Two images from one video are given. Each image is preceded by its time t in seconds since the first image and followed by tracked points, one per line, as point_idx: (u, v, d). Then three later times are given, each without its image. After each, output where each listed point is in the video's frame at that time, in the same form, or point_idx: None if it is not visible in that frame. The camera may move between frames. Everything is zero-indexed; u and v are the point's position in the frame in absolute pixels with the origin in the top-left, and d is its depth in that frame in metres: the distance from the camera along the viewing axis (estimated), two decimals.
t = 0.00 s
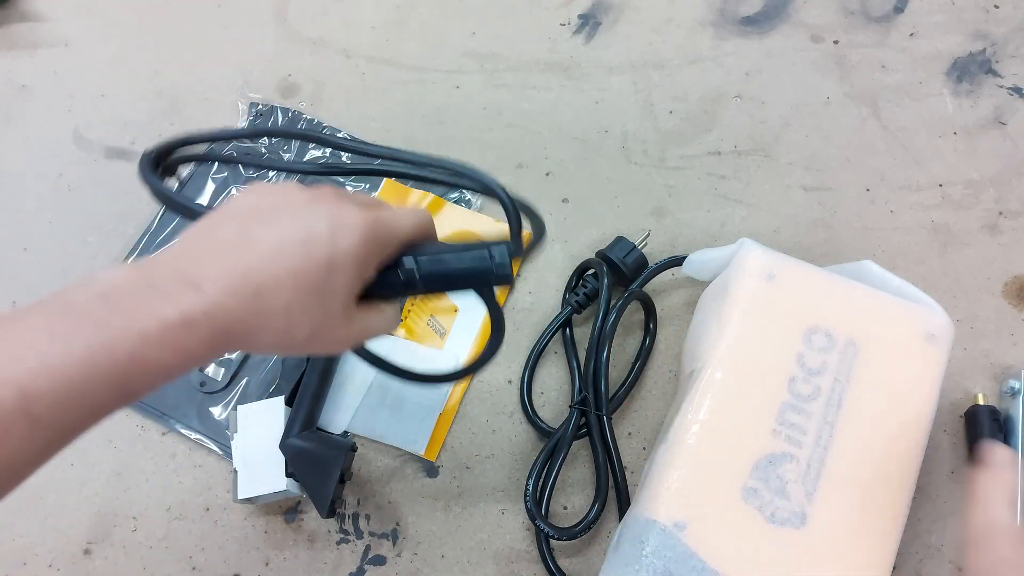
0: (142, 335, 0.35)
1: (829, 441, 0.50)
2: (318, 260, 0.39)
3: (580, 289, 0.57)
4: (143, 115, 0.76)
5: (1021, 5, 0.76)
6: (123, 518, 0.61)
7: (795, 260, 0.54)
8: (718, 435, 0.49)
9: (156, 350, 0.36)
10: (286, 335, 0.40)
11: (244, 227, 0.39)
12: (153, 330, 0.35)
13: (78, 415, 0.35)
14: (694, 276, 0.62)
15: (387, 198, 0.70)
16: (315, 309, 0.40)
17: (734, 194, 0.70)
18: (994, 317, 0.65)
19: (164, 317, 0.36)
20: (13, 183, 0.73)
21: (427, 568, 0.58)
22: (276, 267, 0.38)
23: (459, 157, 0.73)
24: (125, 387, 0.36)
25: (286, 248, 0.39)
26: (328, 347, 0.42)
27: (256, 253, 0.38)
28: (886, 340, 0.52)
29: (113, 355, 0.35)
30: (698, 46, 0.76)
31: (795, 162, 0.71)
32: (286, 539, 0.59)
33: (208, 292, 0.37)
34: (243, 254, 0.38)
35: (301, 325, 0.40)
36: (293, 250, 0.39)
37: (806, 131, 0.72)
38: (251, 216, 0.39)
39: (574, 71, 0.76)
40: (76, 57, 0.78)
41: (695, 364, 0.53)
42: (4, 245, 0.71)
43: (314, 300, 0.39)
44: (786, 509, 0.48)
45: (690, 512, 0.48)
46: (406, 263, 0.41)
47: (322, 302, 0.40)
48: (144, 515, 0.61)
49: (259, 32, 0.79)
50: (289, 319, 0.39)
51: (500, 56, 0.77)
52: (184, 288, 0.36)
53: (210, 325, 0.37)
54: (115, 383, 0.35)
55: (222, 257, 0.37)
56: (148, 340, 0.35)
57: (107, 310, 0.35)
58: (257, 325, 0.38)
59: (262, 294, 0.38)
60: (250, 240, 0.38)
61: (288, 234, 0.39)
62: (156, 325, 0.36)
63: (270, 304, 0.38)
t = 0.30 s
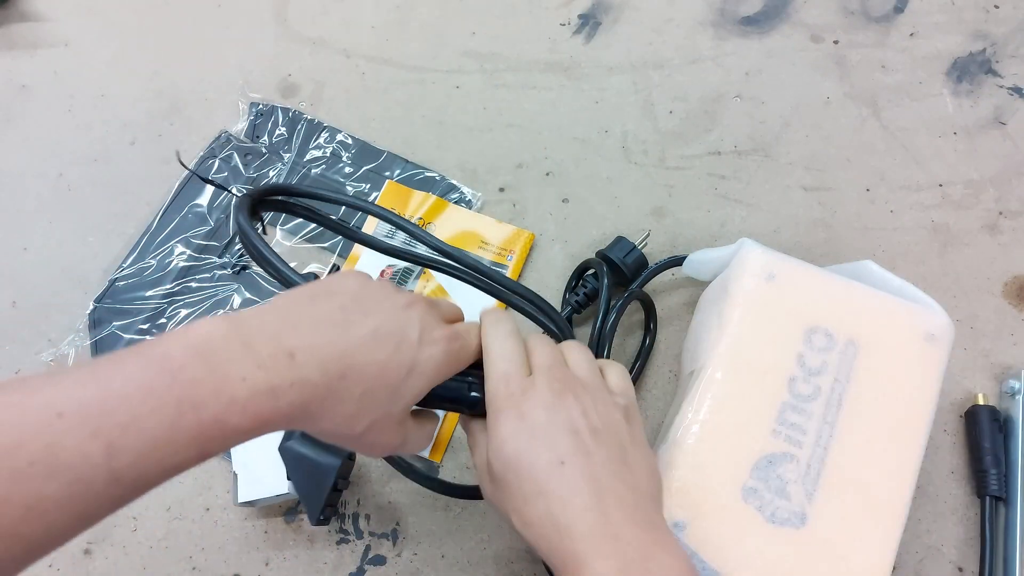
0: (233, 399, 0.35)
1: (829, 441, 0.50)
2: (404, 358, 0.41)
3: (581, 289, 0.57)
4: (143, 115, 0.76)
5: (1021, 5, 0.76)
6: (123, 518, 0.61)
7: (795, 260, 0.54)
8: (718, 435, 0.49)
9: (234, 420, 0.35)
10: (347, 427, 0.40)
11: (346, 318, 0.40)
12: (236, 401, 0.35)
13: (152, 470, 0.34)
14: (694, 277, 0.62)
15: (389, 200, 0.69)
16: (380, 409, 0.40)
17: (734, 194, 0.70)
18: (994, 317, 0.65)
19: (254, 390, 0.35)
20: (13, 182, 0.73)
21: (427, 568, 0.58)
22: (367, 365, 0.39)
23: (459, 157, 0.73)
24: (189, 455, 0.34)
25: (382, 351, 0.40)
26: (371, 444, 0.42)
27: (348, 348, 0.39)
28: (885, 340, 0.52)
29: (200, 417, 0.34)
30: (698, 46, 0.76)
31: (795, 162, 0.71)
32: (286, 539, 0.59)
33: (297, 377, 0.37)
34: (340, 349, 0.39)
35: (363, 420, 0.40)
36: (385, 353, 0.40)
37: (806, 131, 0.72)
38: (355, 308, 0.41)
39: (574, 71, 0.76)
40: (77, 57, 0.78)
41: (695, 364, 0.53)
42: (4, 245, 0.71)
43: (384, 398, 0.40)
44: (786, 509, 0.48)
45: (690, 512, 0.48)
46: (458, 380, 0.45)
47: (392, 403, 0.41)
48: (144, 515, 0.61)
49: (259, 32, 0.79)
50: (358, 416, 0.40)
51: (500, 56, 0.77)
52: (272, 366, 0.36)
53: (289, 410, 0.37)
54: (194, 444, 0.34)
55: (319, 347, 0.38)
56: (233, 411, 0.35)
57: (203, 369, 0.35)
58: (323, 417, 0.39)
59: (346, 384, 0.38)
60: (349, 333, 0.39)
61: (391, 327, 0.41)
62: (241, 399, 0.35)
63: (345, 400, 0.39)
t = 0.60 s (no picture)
0: (142, 462, 0.38)
1: (829, 441, 0.50)
2: (305, 385, 0.39)
3: (580, 288, 0.57)
4: (143, 115, 0.76)
5: (1021, 5, 0.76)
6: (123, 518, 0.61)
7: (795, 260, 0.54)
8: (718, 435, 0.49)
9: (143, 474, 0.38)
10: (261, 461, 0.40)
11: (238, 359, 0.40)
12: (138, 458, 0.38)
13: (85, 533, 0.37)
14: (694, 277, 0.62)
15: (390, 201, 0.70)
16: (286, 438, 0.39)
17: (734, 194, 0.70)
18: (994, 317, 0.65)
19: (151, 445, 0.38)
20: (13, 183, 0.73)
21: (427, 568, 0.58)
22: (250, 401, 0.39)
23: (459, 157, 0.73)
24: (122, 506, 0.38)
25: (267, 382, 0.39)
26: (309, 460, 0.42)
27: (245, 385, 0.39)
28: (885, 339, 0.52)
29: (115, 483, 0.37)
30: (698, 46, 0.76)
31: (795, 162, 0.71)
32: (286, 539, 0.59)
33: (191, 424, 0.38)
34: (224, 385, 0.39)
35: (279, 453, 0.40)
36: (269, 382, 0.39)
37: (806, 131, 0.72)
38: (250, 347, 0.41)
39: (574, 71, 0.76)
40: (76, 57, 0.78)
41: (694, 364, 0.53)
42: (4, 246, 0.71)
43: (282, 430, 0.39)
44: (786, 509, 0.48)
45: (690, 512, 0.48)
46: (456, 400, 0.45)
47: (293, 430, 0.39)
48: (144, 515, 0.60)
49: (259, 32, 0.79)
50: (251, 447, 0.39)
51: (500, 56, 0.77)
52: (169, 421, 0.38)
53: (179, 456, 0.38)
54: (112, 501, 0.37)
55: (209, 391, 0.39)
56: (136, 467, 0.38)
57: (110, 442, 0.38)
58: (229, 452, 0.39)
59: (238, 428, 0.38)
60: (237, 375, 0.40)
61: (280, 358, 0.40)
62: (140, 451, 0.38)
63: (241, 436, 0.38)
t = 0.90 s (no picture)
0: (99, 471, 0.43)
1: (829, 441, 0.50)
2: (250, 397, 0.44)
3: (580, 289, 0.57)
4: (143, 115, 0.76)
5: (1021, 5, 0.76)
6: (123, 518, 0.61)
7: (795, 260, 0.54)
8: (718, 434, 0.49)
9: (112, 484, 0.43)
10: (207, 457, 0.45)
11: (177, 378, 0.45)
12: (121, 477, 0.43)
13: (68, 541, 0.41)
14: (694, 277, 0.62)
15: (391, 201, 0.69)
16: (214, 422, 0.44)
17: (734, 194, 0.70)
18: (994, 317, 0.65)
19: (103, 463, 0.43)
20: (13, 182, 0.73)
21: (427, 568, 0.58)
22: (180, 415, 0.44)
23: (459, 157, 0.73)
24: (102, 529, 0.43)
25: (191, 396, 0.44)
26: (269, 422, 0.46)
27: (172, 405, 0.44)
28: (885, 339, 0.52)
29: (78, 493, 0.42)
30: (698, 46, 0.76)
31: (795, 162, 0.71)
32: (286, 539, 0.59)
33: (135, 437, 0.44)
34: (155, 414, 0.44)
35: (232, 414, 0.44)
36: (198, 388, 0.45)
37: (806, 131, 0.72)
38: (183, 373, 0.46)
39: (574, 71, 0.76)
40: (76, 57, 0.78)
41: (695, 364, 0.53)
42: (4, 246, 0.71)
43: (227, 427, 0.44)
44: (786, 509, 0.48)
45: (690, 512, 0.48)
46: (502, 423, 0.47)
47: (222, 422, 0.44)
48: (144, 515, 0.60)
49: (259, 32, 0.79)
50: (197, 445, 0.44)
51: (500, 56, 0.77)
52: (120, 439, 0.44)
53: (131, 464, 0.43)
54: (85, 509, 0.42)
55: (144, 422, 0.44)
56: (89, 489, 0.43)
57: (75, 467, 0.43)
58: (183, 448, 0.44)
59: (183, 421, 0.44)
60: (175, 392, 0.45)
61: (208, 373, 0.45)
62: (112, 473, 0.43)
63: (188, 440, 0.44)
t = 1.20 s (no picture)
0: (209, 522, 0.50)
1: (829, 441, 0.50)
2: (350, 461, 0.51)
3: (580, 288, 0.57)
4: (143, 115, 0.76)
5: (1021, 5, 0.76)
6: (123, 518, 0.61)
7: (795, 260, 0.54)
8: (718, 434, 0.49)
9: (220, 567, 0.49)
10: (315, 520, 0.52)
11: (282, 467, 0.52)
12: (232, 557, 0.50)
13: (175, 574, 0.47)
14: (694, 277, 0.62)
15: (394, 202, 0.70)
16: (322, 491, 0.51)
17: (734, 194, 0.70)
18: (994, 317, 0.65)
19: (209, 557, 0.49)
20: (13, 182, 0.73)
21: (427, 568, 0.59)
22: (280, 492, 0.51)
23: (459, 157, 0.73)
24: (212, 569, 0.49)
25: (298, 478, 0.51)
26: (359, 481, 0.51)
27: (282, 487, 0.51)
28: (885, 339, 0.52)
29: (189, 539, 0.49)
30: (698, 47, 0.76)
31: (795, 162, 0.71)
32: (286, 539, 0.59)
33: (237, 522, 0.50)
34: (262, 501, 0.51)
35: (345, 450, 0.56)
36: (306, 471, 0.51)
37: (806, 131, 0.72)
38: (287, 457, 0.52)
39: (574, 71, 0.76)
40: (76, 57, 0.78)
41: (695, 364, 0.53)
42: (4, 245, 0.71)
43: (331, 498, 0.51)
44: (786, 509, 0.48)
45: (690, 513, 0.48)
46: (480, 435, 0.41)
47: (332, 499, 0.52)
48: (144, 515, 0.61)
49: (259, 33, 0.79)
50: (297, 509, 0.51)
51: (500, 56, 0.77)
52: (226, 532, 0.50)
53: (246, 544, 0.50)
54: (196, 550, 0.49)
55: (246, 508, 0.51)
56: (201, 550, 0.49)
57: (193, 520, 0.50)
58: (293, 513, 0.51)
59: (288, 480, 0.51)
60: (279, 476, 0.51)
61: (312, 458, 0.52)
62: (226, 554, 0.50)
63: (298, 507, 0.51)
